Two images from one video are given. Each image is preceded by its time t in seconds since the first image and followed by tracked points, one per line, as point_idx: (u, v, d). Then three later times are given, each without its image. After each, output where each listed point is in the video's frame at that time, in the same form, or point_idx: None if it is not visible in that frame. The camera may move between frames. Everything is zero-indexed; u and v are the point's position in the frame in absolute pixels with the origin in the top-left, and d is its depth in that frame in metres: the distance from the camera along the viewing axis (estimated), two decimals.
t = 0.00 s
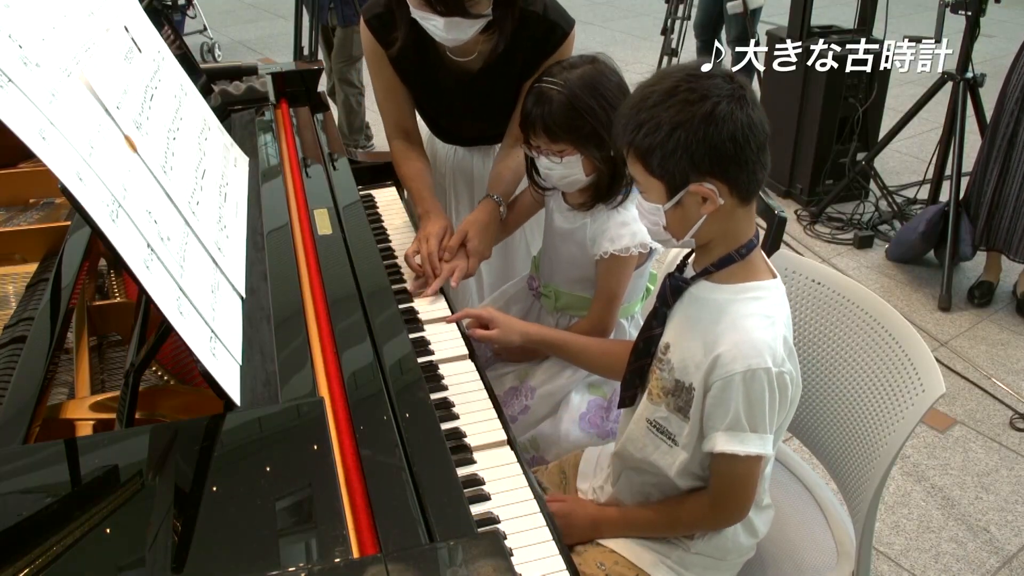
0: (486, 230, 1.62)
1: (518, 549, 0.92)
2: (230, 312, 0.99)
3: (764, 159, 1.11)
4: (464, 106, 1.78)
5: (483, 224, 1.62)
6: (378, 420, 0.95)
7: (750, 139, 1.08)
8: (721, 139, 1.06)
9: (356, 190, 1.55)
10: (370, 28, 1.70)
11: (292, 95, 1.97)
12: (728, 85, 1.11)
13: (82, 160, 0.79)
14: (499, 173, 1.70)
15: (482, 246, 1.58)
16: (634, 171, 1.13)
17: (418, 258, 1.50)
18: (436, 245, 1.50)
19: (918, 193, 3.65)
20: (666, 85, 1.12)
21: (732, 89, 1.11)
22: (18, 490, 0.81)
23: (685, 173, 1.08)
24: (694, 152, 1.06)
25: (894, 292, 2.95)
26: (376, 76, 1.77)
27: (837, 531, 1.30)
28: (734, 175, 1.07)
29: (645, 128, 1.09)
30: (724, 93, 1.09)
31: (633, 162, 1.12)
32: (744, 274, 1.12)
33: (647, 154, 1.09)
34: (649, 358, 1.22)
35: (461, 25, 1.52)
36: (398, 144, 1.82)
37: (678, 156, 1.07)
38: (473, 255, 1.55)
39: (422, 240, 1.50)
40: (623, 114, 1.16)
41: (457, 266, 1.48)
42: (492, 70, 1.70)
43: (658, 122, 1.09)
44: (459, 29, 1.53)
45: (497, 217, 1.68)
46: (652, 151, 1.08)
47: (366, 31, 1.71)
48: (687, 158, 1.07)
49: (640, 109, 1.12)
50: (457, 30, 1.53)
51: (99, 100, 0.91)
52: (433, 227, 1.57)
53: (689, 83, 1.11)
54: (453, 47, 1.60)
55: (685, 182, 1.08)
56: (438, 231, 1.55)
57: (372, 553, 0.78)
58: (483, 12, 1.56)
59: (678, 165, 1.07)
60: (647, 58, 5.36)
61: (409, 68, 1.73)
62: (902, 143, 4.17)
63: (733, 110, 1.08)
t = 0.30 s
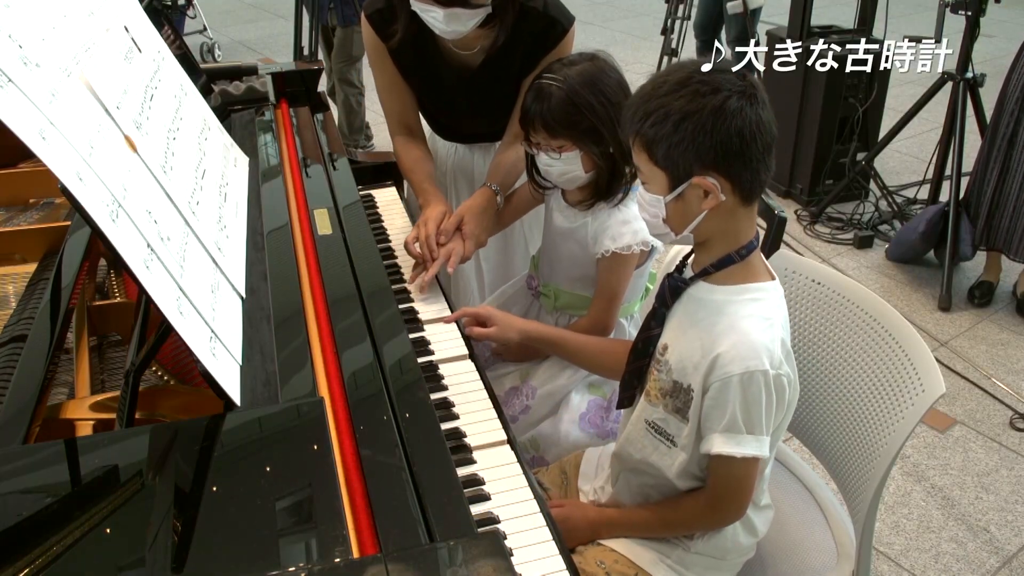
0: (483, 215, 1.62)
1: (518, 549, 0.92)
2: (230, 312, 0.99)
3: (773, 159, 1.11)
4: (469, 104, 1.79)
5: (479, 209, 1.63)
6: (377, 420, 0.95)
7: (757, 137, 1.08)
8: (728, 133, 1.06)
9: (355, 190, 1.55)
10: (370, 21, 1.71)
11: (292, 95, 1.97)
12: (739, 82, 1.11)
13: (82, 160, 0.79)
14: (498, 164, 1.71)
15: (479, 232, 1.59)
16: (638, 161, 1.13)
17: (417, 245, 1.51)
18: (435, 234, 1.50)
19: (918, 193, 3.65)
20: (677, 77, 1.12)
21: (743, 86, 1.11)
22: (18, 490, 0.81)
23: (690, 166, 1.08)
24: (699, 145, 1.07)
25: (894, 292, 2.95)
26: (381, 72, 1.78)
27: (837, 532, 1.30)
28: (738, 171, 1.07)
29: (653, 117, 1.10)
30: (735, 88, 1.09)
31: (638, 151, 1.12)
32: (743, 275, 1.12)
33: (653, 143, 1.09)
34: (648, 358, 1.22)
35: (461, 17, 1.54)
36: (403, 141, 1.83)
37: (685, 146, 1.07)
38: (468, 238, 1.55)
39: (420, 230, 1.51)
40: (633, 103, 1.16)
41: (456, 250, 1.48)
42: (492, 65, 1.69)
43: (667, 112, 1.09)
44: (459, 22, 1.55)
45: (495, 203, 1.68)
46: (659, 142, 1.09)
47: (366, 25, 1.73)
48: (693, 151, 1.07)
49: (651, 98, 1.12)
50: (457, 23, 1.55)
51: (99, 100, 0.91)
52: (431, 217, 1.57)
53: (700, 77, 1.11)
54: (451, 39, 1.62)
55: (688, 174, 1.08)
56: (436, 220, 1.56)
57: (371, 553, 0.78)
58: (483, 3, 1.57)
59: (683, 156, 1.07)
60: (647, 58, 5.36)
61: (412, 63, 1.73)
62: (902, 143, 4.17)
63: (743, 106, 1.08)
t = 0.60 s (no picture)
0: (490, 232, 1.62)
1: (518, 549, 0.92)
2: (230, 312, 0.99)
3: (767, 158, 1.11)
4: (471, 107, 1.79)
5: (487, 227, 1.63)
6: (377, 419, 0.95)
7: (750, 137, 1.08)
8: (720, 136, 1.06)
9: (355, 190, 1.55)
10: (370, 29, 1.71)
11: (292, 95, 1.97)
12: (729, 83, 1.11)
13: (82, 160, 0.79)
14: (501, 175, 1.71)
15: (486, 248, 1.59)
16: (633, 168, 1.14)
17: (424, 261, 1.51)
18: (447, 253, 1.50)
19: (918, 193, 3.65)
20: (667, 82, 1.12)
21: (734, 87, 1.11)
22: (18, 490, 0.81)
23: (684, 171, 1.08)
24: (693, 149, 1.06)
25: (894, 292, 2.95)
26: (380, 82, 1.78)
27: (837, 532, 1.30)
28: (733, 173, 1.07)
29: (646, 124, 1.10)
30: (726, 91, 1.09)
31: (633, 159, 1.12)
32: (744, 274, 1.12)
33: (647, 151, 1.09)
34: (649, 357, 1.22)
35: (457, 31, 1.53)
36: (405, 144, 1.82)
37: (678, 153, 1.07)
38: (480, 260, 1.55)
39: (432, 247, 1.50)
40: (625, 109, 1.16)
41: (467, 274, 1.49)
42: (492, 71, 1.70)
43: (658, 119, 1.09)
44: (456, 35, 1.54)
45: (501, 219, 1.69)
46: (652, 148, 1.09)
47: (366, 32, 1.72)
48: (686, 155, 1.07)
49: (642, 104, 1.12)
50: (454, 35, 1.54)
51: (99, 100, 0.91)
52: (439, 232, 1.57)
53: (691, 81, 1.11)
54: (451, 50, 1.61)
55: (683, 179, 1.08)
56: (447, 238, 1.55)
57: (371, 553, 0.78)
58: (479, 18, 1.56)
59: (677, 162, 1.07)
60: (647, 58, 5.36)
61: (410, 68, 1.73)
62: (902, 143, 4.17)
63: (734, 109, 1.08)
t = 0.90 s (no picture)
0: (488, 224, 1.63)
1: (518, 549, 0.92)
2: (230, 312, 0.99)
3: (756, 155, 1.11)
4: (473, 104, 1.78)
5: (485, 218, 1.63)
6: (377, 419, 0.95)
7: (742, 139, 1.08)
8: (711, 142, 1.06)
9: (355, 190, 1.55)
10: (370, 22, 1.72)
11: (292, 95, 1.97)
12: (715, 88, 1.11)
13: (82, 160, 0.79)
14: (500, 171, 1.71)
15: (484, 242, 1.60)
16: (627, 180, 1.14)
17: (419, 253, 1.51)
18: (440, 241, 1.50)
19: (918, 193, 3.65)
20: (653, 93, 1.12)
21: (719, 91, 1.11)
22: (18, 490, 0.81)
23: (678, 179, 1.08)
24: (686, 157, 1.06)
25: (894, 292, 2.95)
26: (381, 75, 1.78)
27: (837, 532, 1.30)
28: (727, 176, 1.07)
29: (637, 135, 1.10)
30: (712, 97, 1.09)
31: (628, 172, 1.12)
32: (743, 272, 1.12)
33: (641, 163, 1.09)
34: (651, 357, 1.22)
35: (459, 21, 1.53)
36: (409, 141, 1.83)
37: (671, 163, 1.07)
38: (476, 250, 1.55)
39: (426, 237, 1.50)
40: (615, 118, 1.16)
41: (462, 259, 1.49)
42: (492, 68, 1.70)
43: (648, 130, 1.09)
44: (457, 26, 1.54)
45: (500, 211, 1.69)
46: (645, 160, 1.09)
47: (366, 26, 1.73)
48: (675, 159, 1.07)
49: (630, 117, 1.12)
50: (456, 27, 1.53)
51: (99, 100, 0.91)
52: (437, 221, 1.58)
53: (675, 90, 1.11)
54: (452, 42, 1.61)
55: (679, 187, 1.08)
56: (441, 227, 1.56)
57: (371, 553, 0.78)
58: (481, 8, 1.55)
59: (670, 172, 1.08)
60: (647, 58, 5.36)
61: (412, 64, 1.73)
62: (902, 143, 4.17)
63: (722, 114, 1.08)
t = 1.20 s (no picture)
0: (489, 220, 1.64)
1: (518, 549, 0.92)
2: (230, 312, 0.99)
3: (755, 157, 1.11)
4: (474, 105, 1.78)
5: (486, 213, 1.64)
6: (377, 419, 0.95)
7: (739, 140, 1.08)
8: (708, 143, 1.06)
9: (355, 190, 1.55)
10: (374, 29, 1.71)
11: (292, 95, 1.97)
12: (712, 89, 1.11)
13: (82, 160, 0.79)
14: (503, 169, 1.72)
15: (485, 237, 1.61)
16: (625, 180, 1.14)
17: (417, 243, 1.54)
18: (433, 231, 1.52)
19: (918, 193, 3.65)
20: (650, 93, 1.12)
21: (717, 92, 1.11)
22: (18, 490, 0.81)
23: (676, 181, 1.08)
24: (683, 159, 1.06)
25: (894, 292, 2.95)
26: (382, 75, 1.79)
27: (837, 532, 1.30)
28: (725, 177, 1.07)
29: (634, 137, 1.10)
30: (710, 98, 1.09)
31: (625, 172, 1.13)
32: (741, 271, 1.12)
33: (638, 164, 1.09)
34: (650, 358, 1.22)
35: (460, 31, 1.53)
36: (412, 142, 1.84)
37: (667, 165, 1.07)
38: (474, 242, 1.58)
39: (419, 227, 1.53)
40: (611, 120, 1.16)
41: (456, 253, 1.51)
42: (494, 71, 1.70)
43: (646, 131, 1.09)
44: (458, 35, 1.54)
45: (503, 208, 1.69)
46: (643, 160, 1.09)
47: (370, 31, 1.73)
48: (672, 162, 1.07)
49: (628, 117, 1.12)
50: (456, 35, 1.54)
51: (99, 100, 0.91)
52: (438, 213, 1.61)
53: (673, 90, 1.11)
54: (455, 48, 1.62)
55: (676, 187, 1.08)
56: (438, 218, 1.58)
57: (371, 553, 0.78)
58: (481, 18, 1.56)
59: (668, 172, 1.08)
60: (647, 58, 5.36)
61: (413, 67, 1.72)
62: (902, 143, 4.17)
63: (719, 114, 1.08)
